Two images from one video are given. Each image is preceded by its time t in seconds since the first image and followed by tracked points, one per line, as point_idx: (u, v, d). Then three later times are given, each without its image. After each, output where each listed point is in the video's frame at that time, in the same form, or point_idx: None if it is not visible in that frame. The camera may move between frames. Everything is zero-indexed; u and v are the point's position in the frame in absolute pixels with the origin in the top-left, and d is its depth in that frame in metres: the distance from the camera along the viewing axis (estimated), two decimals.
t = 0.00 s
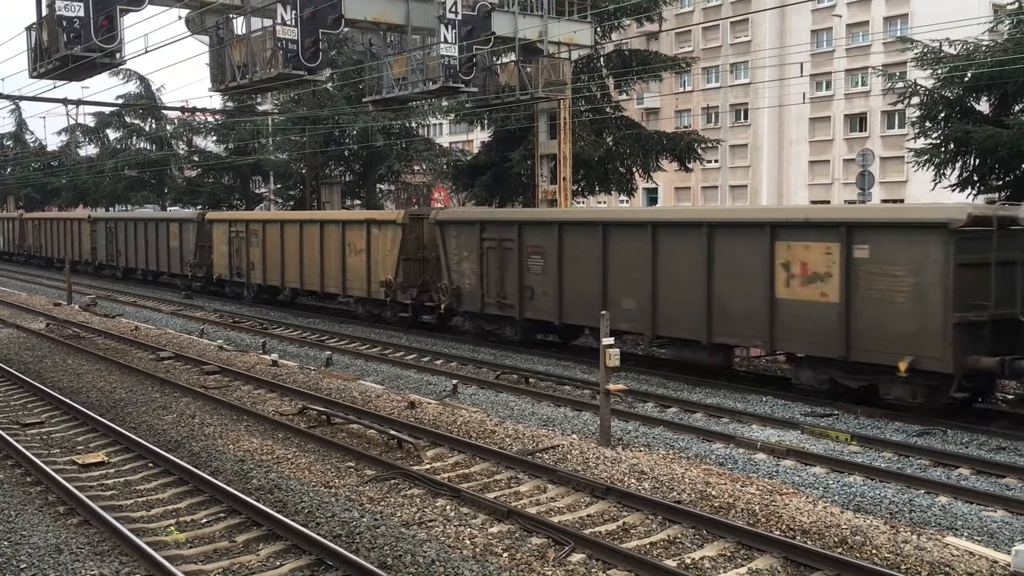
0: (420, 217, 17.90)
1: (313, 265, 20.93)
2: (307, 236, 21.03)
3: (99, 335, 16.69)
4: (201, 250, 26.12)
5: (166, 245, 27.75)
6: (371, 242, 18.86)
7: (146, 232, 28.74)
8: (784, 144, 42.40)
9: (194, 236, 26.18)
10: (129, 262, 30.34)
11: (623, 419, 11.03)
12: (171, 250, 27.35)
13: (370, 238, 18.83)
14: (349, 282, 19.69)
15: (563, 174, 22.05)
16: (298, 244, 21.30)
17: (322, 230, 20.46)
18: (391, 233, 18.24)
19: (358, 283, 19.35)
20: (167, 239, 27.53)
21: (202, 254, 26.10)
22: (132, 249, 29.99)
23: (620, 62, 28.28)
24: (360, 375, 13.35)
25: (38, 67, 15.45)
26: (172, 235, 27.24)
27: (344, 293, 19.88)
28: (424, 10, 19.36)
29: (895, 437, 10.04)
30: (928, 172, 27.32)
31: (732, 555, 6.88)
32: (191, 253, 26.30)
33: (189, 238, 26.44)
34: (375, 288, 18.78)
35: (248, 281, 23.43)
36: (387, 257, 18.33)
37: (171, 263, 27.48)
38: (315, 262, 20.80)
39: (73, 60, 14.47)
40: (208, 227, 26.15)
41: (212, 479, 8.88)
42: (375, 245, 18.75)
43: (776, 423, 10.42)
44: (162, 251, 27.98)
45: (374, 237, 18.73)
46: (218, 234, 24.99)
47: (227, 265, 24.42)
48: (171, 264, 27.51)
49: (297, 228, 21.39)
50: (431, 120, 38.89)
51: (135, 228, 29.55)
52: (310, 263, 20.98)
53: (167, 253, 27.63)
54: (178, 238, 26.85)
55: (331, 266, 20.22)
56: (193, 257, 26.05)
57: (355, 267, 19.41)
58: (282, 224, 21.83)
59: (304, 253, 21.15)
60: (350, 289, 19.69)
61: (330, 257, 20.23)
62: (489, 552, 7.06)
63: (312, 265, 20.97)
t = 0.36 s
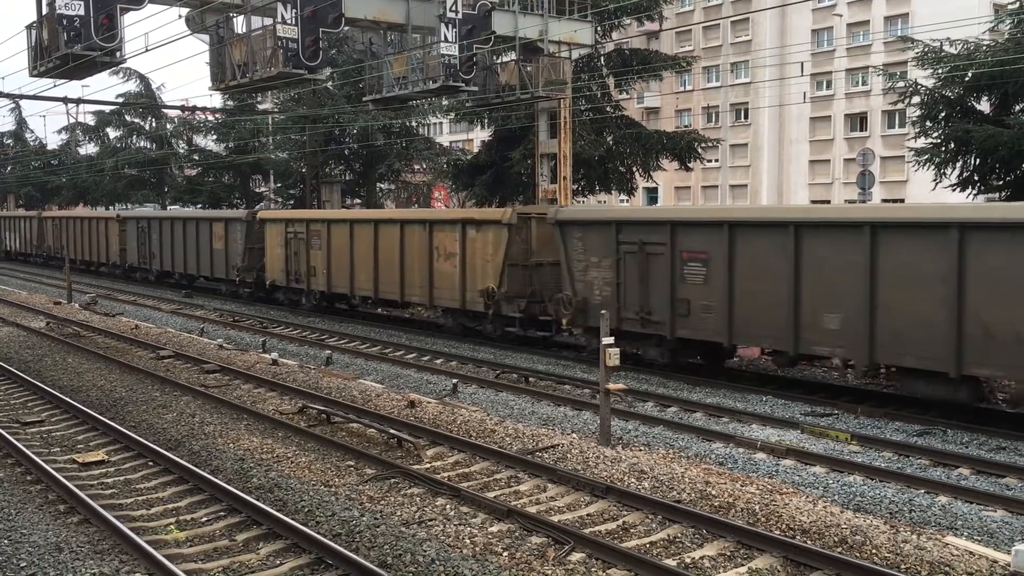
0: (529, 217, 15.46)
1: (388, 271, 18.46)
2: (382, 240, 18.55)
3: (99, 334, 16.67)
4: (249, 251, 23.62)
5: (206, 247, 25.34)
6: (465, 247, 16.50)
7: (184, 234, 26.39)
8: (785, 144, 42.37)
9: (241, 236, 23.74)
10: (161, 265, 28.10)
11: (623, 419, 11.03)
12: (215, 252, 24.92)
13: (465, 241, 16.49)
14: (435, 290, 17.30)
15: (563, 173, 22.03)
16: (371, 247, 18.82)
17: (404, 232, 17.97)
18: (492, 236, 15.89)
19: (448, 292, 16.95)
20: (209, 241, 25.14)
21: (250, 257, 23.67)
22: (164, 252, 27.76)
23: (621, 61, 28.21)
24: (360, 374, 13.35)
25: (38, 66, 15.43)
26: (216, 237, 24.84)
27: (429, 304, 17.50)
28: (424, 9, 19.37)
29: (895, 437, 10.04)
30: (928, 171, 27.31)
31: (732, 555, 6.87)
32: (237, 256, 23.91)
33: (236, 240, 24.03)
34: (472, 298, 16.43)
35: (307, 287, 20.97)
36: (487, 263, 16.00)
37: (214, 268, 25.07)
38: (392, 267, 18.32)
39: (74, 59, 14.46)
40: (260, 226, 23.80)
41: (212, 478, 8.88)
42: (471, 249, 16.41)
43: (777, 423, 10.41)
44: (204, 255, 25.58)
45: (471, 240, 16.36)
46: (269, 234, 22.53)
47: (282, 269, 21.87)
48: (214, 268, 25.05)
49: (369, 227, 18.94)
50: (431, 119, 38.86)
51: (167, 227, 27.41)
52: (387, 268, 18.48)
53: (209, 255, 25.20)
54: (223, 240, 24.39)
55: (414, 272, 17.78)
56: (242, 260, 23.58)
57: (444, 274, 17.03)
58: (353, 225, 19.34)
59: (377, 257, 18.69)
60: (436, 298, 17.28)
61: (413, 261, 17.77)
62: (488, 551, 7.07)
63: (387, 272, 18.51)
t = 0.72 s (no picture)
0: (664, 219, 13.22)
1: (481, 282, 16.14)
2: (474, 246, 16.20)
3: (100, 337, 16.66)
4: (304, 259, 21.21)
5: (255, 253, 23.13)
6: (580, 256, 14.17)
7: (227, 238, 24.26)
8: (785, 147, 42.43)
9: (295, 241, 21.44)
10: (198, 272, 25.92)
11: (624, 422, 11.02)
12: (264, 258, 22.69)
13: (580, 250, 14.15)
14: (541, 305, 14.94)
15: (564, 176, 22.06)
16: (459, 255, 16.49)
17: (502, 238, 15.59)
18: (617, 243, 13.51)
19: (559, 307, 14.55)
20: (257, 246, 22.96)
21: (307, 264, 21.27)
22: (203, 258, 25.62)
23: (621, 64, 28.33)
24: (362, 377, 13.35)
25: (40, 69, 15.48)
26: (265, 242, 22.64)
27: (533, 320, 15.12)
28: (425, 11, 19.33)
29: (897, 439, 10.03)
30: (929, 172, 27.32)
31: (734, 558, 6.87)
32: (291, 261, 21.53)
33: (290, 247, 21.64)
34: (589, 315, 14.05)
35: (377, 298, 18.60)
36: (610, 276, 13.63)
37: (264, 276, 22.81)
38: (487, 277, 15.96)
39: (75, 63, 14.49)
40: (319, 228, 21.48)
41: (213, 480, 8.89)
42: (588, 259, 14.06)
43: (778, 425, 10.41)
44: (251, 261, 23.38)
45: (589, 247, 13.99)
46: (330, 240, 20.22)
47: (347, 279, 19.52)
48: (264, 276, 22.83)
49: (457, 232, 16.63)
50: (432, 122, 38.91)
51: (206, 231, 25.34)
52: (481, 279, 16.14)
53: (257, 262, 22.98)
54: (275, 245, 22.14)
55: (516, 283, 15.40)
56: (297, 268, 21.25)
57: (553, 287, 14.67)
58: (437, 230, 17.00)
59: (467, 266, 16.36)
60: (543, 315, 14.91)
61: (514, 272, 15.40)
62: (490, 555, 7.06)
63: (479, 283, 16.19)
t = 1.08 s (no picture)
0: (859, 222, 10.76)
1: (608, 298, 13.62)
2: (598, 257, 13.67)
3: (105, 344, 16.67)
4: (375, 268, 18.69)
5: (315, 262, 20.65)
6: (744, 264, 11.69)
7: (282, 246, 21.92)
8: (788, 149, 42.42)
9: (365, 249, 18.90)
10: (247, 283, 23.57)
11: (628, 425, 11.02)
12: (327, 267, 20.25)
13: (746, 258, 11.64)
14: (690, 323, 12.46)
15: (567, 180, 22.06)
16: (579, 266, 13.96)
17: (636, 245, 13.08)
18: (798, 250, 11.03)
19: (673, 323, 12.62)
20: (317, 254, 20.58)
21: (378, 273, 18.70)
22: (254, 267, 23.24)
23: (624, 67, 28.39)
24: (366, 382, 13.35)
25: (43, 77, 15.52)
26: (327, 250, 20.25)
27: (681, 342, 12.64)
28: (428, 17, 19.23)
29: (902, 442, 10.01)
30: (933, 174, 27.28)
31: (739, 561, 6.86)
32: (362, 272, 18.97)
33: (360, 253, 19.04)
34: (757, 336, 11.55)
35: (472, 314, 16.20)
36: (788, 289, 11.17)
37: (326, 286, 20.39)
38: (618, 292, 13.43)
39: (79, 70, 14.55)
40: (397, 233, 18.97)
41: (218, 487, 8.89)
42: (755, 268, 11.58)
43: (783, 428, 10.40)
44: (309, 270, 21.00)
45: (761, 257, 11.47)
46: (410, 249, 17.79)
47: (430, 292, 17.07)
48: (326, 287, 20.41)
49: (574, 239, 14.10)
50: (435, 127, 38.95)
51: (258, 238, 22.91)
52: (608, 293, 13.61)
53: (317, 270, 20.58)
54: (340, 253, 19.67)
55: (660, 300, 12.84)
56: (369, 278, 18.69)
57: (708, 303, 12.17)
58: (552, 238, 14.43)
59: (587, 278, 13.87)
60: (649, 330, 13.00)
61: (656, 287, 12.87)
62: (496, 560, 7.05)
63: (604, 298, 13.69)
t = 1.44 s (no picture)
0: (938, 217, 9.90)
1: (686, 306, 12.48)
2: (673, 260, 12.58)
3: (116, 348, 16.75)
4: (461, 274, 16.50)
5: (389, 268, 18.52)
6: (845, 266, 10.53)
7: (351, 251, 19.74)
8: (797, 149, 42.32)
9: (450, 253, 16.73)
10: (309, 291, 21.48)
11: (638, 427, 11.01)
12: (404, 274, 18.15)
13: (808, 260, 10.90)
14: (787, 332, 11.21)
15: (576, 182, 22.07)
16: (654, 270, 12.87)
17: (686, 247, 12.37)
18: (925, 248, 9.76)
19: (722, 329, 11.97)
20: (391, 259, 18.45)
21: (464, 282, 16.51)
22: (316, 274, 21.14)
23: (632, 69, 28.06)
24: (376, 385, 13.38)
25: (55, 83, 15.63)
26: (402, 255, 18.17)
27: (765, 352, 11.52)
28: (436, 20, 19.34)
29: (913, 442, 9.97)
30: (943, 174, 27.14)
31: (751, 563, 6.84)
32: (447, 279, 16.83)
33: (444, 258, 16.96)
34: (821, 343, 10.82)
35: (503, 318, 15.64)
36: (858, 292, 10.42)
37: (404, 295, 18.27)
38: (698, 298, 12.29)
39: (89, 76, 14.64)
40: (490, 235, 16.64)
41: (230, 489, 8.93)
42: (857, 269, 10.42)
43: (793, 429, 10.37)
44: (382, 278, 18.83)
45: (828, 257, 10.71)
46: (505, 255, 15.67)
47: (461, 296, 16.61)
48: (403, 296, 18.29)
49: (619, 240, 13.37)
50: (444, 129, 38.99)
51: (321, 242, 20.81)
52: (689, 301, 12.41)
53: (391, 278, 18.48)
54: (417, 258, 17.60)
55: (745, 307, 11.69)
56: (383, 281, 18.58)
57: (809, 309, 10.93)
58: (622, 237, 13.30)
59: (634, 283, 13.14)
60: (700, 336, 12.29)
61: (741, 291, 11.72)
62: (506, 561, 7.06)
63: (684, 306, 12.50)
